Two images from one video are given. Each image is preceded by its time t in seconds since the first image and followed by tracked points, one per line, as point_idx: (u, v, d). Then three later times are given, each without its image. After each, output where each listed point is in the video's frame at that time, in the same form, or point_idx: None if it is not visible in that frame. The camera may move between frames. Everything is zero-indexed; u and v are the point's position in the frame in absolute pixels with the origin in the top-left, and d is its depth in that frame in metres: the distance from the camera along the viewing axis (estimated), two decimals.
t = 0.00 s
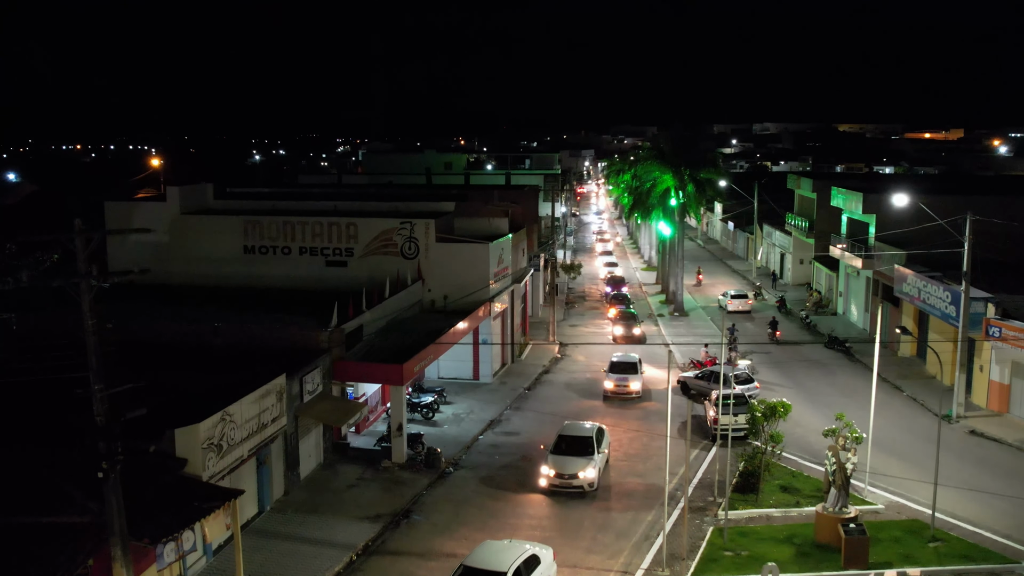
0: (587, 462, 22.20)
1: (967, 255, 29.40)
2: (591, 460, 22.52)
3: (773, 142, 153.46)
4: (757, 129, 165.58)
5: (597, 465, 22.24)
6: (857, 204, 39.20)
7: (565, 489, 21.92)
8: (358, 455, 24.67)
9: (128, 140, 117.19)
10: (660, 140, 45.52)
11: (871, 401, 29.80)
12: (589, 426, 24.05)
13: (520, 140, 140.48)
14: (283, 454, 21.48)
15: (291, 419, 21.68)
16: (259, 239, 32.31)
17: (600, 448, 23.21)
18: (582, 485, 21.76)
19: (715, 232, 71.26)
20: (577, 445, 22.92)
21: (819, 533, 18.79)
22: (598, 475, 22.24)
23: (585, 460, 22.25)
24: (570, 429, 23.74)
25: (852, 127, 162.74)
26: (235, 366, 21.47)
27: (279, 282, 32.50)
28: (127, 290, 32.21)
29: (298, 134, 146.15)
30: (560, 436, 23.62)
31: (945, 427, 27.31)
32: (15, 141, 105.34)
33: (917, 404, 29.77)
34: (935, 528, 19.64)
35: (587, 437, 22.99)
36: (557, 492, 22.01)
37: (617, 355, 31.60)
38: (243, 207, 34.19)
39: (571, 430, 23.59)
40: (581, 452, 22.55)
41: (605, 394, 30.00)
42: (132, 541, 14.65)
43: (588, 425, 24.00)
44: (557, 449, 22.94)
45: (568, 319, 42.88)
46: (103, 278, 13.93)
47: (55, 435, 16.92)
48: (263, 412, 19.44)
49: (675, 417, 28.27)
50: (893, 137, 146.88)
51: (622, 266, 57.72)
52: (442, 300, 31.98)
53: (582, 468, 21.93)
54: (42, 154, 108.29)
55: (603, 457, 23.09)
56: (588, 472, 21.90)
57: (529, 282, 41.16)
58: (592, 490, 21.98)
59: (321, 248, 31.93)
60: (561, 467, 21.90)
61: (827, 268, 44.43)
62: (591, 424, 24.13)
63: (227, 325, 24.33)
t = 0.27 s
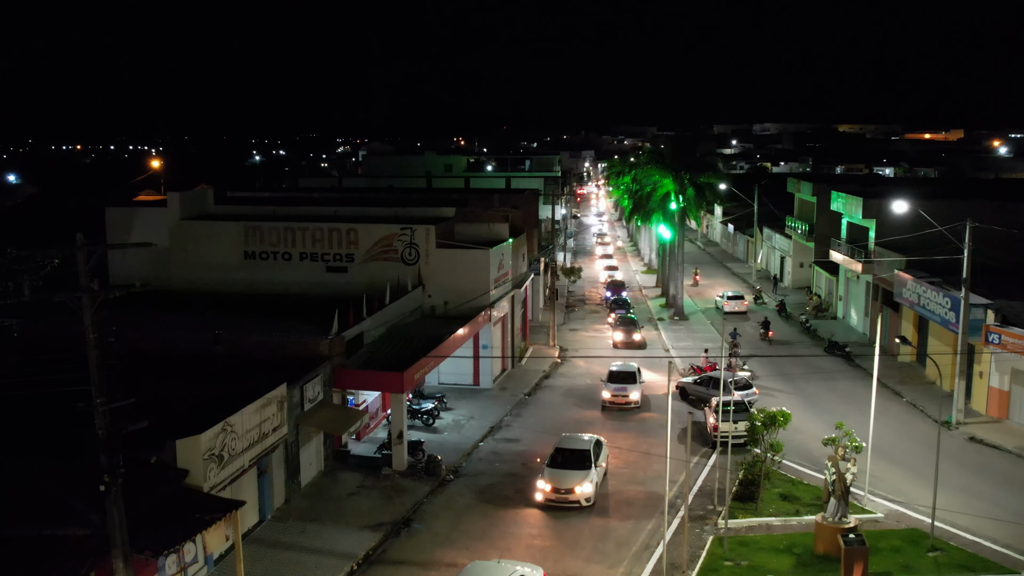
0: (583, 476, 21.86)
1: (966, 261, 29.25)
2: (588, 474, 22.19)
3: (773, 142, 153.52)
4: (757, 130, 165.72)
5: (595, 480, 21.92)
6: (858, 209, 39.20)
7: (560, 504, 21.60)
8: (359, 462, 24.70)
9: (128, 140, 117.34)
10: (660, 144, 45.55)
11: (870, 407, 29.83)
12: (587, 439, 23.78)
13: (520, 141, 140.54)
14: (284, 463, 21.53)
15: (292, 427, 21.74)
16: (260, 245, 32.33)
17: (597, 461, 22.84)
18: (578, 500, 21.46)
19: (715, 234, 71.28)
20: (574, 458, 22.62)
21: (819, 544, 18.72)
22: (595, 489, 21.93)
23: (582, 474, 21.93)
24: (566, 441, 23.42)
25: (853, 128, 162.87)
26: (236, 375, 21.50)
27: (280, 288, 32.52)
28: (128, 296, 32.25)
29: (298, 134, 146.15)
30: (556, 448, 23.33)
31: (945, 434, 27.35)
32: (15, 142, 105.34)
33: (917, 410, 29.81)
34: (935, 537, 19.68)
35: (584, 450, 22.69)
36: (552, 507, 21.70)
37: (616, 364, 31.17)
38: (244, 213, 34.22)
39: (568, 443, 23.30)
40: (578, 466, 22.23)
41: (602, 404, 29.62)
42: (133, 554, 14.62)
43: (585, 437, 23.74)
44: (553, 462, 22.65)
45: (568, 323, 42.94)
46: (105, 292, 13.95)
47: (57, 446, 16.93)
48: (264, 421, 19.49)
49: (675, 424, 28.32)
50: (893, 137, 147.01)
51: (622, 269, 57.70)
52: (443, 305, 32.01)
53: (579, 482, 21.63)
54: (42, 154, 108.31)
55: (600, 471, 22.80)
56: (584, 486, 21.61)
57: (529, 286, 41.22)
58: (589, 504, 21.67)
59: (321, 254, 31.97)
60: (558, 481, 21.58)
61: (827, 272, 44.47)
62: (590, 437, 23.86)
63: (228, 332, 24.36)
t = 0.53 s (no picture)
0: (580, 491, 21.44)
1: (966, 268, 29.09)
2: (584, 489, 21.75)
3: (773, 142, 153.62)
4: (757, 130, 165.76)
5: (591, 495, 21.51)
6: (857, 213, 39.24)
7: (555, 520, 21.22)
8: (359, 470, 24.76)
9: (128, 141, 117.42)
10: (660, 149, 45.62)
11: (870, 413, 29.86)
12: (585, 452, 23.35)
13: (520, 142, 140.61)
14: (284, 472, 21.56)
15: (292, 436, 21.78)
16: (260, 251, 32.37)
17: (594, 476, 22.39)
18: (574, 516, 21.09)
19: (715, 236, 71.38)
20: (571, 472, 22.18)
21: (818, 554, 18.71)
22: (591, 504, 21.53)
23: (577, 489, 21.50)
24: (563, 455, 23.01)
25: (852, 128, 163.04)
26: (237, 384, 21.54)
27: (280, 294, 32.56)
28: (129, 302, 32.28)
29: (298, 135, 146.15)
30: (552, 461, 22.93)
31: (944, 441, 27.39)
32: (15, 142, 105.37)
33: (916, 416, 29.85)
34: (934, 547, 19.71)
35: (581, 464, 22.26)
36: (548, 522, 21.27)
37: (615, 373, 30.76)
38: (244, 219, 34.26)
39: (565, 456, 22.87)
40: (574, 481, 21.78)
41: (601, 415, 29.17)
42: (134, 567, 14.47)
43: (584, 451, 23.29)
44: (549, 477, 22.23)
45: (568, 328, 43.01)
46: (106, 306, 13.97)
47: (58, 458, 16.96)
48: (265, 431, 19.53)
49: (675, 430, 28.38)
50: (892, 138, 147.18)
51: (622, 271, 57.89)
52: (443, 311, 32.05)
53: (575, 497, 21.22)
54: (42, 155, 108.34)
55: (597, 486, 22.34)
56: (580, 502, 21.23)
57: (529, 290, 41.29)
58: (586, 520, 21.28)
59: (321, 259, 32.02)
60: (554, 497, 21.19)
61: (826, 276, 44.53)
62: (587, 450, 23.54)
63: (228, 340, 24.41)
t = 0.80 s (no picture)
0: (575, 508, 21.03)
1: (966, 275, 29.04)
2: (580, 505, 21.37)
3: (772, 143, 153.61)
4: (757, 131, 165.79)
5: (587, 512, 21.11)
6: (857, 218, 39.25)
7: (550, 537, 20.80)
8: (359, 477, 24.79)
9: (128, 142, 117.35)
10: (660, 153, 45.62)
11: (870, 420, 29.86)
12: (582, 466, 22.96)
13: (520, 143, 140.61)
14: (284, 481, 21.57)
15: (292, 445, 21.80)
16: (260, 256, 32.39)
17: (591, 491, 21.98)
18: (569, 533, 20.63)
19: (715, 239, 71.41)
20: (566, 488, 21.78)
21: (817, 564, 18.71)
22: (587, 522, 21.12)
23: (572, 505, 21.10)
24: (560, 469, 22.63)
25: (852, 129, 163.15)
26: (237, 393, 21.55)
27: (280, 300, 32.57)
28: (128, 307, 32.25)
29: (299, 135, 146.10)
30: (548, 476, 22.55)
31: (943, 447, 27.40)
32: (15, 143, 105.29)
33: (916, 422, 29.87)
34: (934, 557, 19.73)
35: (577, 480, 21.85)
36: (543, 539, 20.84)
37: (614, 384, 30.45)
38: (244, 224, 34.27)
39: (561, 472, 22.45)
40: (570, 497, 21.35)
41: (599, 426, 28.78)
42: None
43: (580, 465, 22.93)
44: (545, 493, 21.82)
45: (568, 332, 43.05)
46: (107, 321, 14.00)
47: (58, 469, 16.96)
48: (265, 441, 19.55)
49: (675, 437, 28.40)
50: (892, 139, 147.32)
51: (621, 274, 58.08)
52: (443, 317, 32.07)
53: (570, 515, 20.80)
54: (42, 156, 108.28)
55: (594, 502, 21.92)
56: (575, 519, 20.81)
57: (529, 295, 41.31)
58: (581, 537, 20.81)
59: (321, 265, 32.04)
60: (549, 514, 20.79)
61: (826, 280, 44.56)
62: (584, 463, 23.24)
63: (228, 347, 24.41)
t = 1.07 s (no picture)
0: (570, 525, 20.55)
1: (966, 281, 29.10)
2: (576, 522, 20.90)
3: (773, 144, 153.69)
4: (757, 131, 165.83)
5: (582, 529, 20.62)
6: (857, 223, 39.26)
7: (545, 556, 20.29)
8: (360, 485, 24.82)
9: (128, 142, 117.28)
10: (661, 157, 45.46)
11: (870, 426, 29.88)
12: (579, 481, 22.48)
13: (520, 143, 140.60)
14: (285, 490, 21.58)
15: (293, 454, 21.81)
16: (260, 262, 32.41)
17: (586, 507, 21.52)
18: (564, 552, 20.11)
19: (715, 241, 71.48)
20: (562, 505, 21.32)
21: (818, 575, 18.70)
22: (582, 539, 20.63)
23: (568, 523, 20.62)
24: (556, 485, 22.16)
25: (853, 130, 163.28)
26: (238, 402, 21.57)
27: (281, 305, 32.59)
28: (129, 313, 32.27)
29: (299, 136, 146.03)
30: (544, 492, 22.08)
31: (943, 454, 27.41)
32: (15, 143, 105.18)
33: (916, 428, 29.89)
34: (934, 567, 19.75)
35: (572, 496, 21.38)
36: (538, 557, 20.35)
37: (612, 394, 30.05)
38: (245, 230, 34.29)
39: (557, 487, 22.00)
40: (565, 515, 20.88)
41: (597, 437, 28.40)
42: None
43: (576, 480, 22.45)
44: (540, 510, 21.36)
45: (568, 336, 43.09)
46: (107, 336, 14.02)
47: (58, 480, 16.97)
48: (265, 451, 19.57)
49: (675, 443, 28.43)
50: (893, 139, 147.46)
51: (621, 276, 58.16)
52: (443, 323, 32.09)
53: (565, 532, 20.32)
54: (43, 156, 108.33)
55: (590, 519, 21.45)
56: (571, 537, 20.30)
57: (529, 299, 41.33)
58: (577, 556, 20.33)
59: (322, 271, 32.07)
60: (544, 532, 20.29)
61: (826, 284, 44.58)
62: (582, 478, 22.73)
63: (229, 355, 24.41)
